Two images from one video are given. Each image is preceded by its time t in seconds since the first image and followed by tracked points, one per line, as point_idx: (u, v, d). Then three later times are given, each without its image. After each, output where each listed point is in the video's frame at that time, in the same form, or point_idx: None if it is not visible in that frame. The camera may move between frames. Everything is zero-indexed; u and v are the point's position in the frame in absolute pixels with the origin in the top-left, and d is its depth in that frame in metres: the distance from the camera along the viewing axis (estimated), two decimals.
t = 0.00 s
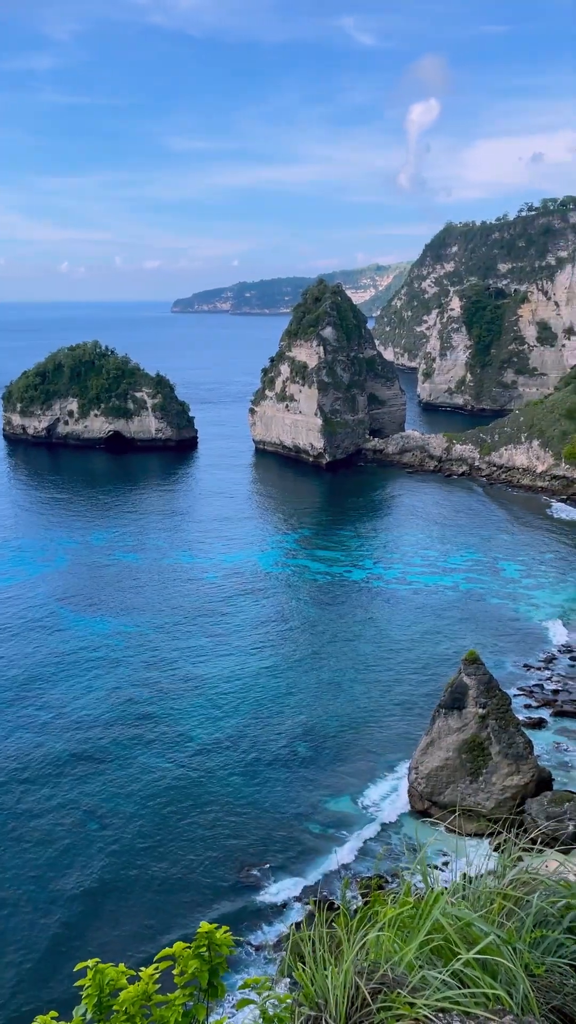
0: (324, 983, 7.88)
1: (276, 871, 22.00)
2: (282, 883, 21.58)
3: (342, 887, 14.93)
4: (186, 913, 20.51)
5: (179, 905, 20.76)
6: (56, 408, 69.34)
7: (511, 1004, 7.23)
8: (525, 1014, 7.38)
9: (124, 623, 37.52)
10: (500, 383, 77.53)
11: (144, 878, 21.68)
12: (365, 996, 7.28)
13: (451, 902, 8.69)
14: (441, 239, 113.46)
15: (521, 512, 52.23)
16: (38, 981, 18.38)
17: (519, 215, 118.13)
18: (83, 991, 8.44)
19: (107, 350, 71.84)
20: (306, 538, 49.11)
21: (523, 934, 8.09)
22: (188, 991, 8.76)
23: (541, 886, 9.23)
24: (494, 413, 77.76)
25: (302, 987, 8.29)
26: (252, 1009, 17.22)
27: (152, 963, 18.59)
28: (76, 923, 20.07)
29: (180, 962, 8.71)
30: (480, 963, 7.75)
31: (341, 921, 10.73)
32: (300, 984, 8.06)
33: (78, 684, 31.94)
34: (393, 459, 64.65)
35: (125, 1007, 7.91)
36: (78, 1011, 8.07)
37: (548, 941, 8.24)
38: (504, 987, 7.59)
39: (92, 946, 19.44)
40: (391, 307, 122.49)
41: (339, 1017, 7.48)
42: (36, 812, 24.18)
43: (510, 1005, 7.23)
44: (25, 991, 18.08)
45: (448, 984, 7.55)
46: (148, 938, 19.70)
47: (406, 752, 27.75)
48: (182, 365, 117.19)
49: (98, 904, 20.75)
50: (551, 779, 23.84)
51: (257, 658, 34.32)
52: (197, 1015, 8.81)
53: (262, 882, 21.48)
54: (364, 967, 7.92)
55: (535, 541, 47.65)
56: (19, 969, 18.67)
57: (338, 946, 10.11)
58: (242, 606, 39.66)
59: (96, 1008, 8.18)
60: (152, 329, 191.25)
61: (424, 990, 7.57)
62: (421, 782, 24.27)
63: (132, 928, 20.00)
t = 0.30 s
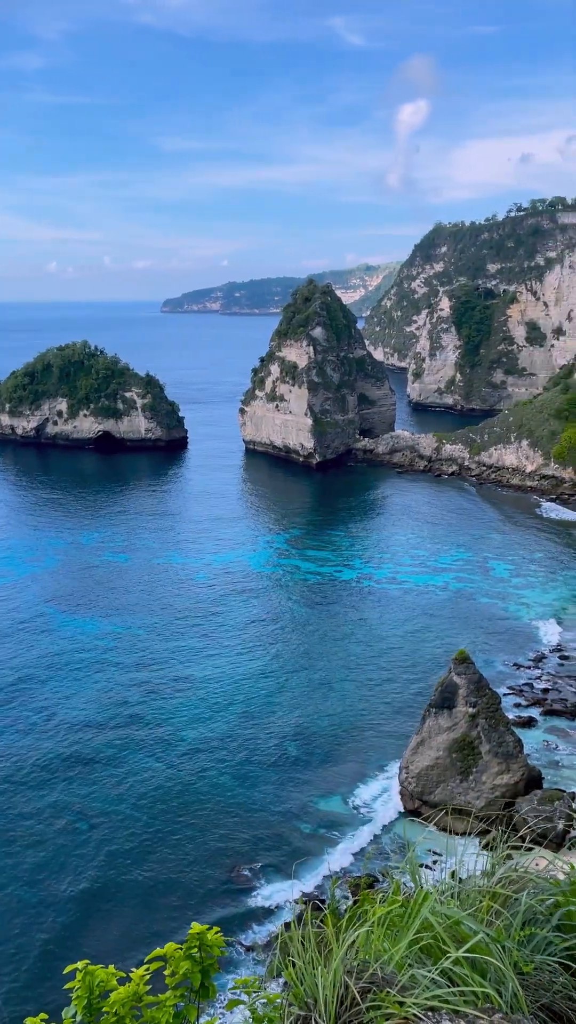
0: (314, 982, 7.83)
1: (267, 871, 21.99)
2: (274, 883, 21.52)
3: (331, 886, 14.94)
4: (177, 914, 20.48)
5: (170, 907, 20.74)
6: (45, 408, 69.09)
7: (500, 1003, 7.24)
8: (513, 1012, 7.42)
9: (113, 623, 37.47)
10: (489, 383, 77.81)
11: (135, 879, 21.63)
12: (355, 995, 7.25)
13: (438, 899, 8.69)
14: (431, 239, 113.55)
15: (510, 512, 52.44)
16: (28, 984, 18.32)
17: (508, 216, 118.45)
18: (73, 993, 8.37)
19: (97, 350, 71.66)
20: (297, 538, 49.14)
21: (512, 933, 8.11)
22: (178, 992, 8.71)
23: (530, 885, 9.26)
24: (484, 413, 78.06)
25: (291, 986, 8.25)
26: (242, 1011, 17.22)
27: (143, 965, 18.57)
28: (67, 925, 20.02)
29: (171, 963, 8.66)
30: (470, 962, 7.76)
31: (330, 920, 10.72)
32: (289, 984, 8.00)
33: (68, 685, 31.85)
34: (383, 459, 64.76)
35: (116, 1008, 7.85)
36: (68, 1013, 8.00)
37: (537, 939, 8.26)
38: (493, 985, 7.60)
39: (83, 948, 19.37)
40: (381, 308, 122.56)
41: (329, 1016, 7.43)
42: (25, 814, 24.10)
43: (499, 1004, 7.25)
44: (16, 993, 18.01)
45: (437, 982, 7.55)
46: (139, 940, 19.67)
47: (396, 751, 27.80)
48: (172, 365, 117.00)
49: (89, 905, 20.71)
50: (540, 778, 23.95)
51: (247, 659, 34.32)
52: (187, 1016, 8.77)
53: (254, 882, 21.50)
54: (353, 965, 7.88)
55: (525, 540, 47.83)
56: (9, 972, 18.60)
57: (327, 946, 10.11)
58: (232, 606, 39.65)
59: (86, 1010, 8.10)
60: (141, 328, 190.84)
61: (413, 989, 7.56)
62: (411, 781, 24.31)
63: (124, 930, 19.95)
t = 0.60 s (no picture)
0: (302, 981, 7.76)
1: (257, 871, 22.01)
2: (265, 884, 21.50)
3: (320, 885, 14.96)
4: (167, 914, 20.48)
5: (161, 906, 20.75)
6: (33, 408, 68.84)
7: (487, 1001, 7.24)
8: (501, 1010, 7.42)
9: (102, 624, 37.42)
10: (478, 382, 78.10)
11: (125, 880, 21.61)
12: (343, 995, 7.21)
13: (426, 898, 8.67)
14: (418, 239, 113.47)
15: (499, 510, 52.65)
16: (19, 985, 18.29)
17: (495, 216, 118.81)
18: (62, 994, 8.32)
19: (84, 349, 71.41)
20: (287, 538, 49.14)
21: (500, 929, 8.10)
22: (167, 992, 8.70)
23: (517, 882, 9.26)
24: (472, 413, 78.35)
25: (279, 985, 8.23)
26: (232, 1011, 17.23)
27: (132, 965, 18.57)
28: (57, 927, 19.99)
29: (160, 962, 8.65)
30: (457, 960, 7.74)
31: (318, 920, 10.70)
32: (278, 983, 7.93)
33: (56, 686, 31.77)
34: (372, 459, 64.87)
35: (105, 1009, 7.82)
36: (57, 1014, 7.94)
37: (525, 935, 8.27)
38: (481, 982, 7.60)
39: (72, 950, 19.33)
40: (369, 307, 122.67)
41: (317, 1015, 7.38)
42: (14, 816, 24.03)
43: (487, 1002, 7.24)
44: (5, 995, 17.96)
45: (425, 979, 7.53)
46: (130, 939, 19.69)
47: (386, 750, 27.85)
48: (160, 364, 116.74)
49: (79, 906, 20.70)
50: (529, 776, 24.05)
51: (237, 659, 34.30)
52: (176, 1015, 8.77)
53: (245, 883, 21.52)
54: (342, 964, 7.83)
55: (514, 539, 48.03)
56: None
57: (315, 944, 10.11)
58: (221, 606, 39.66)
59: (75, 1011, 8.06)
60: (129, 328, 190.22)
61: (401, 987, 7.53)
62: (401, 780, 24.37)
63: (114, 931, 19.93)
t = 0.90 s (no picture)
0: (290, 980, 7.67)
1: (245, 871, 22.01)
2: (253, 883, 21.53)
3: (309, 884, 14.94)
4: (156, 915, 20.44)
5: (149, 907, 20.71)
6: (19, 408, 68.49)
7: (475, 998, 7.21)
8: (489, 1007, 7.38)
9: (90, 624, 37.32)
10: (464, 381, 78.36)
11: (114, 881, 21.58)
12: (331, 992, 7.13)
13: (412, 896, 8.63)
14: (404, 238, 112.77)
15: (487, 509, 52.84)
16: (6, 988, 18.21)
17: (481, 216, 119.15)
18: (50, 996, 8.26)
19: (71, 349, 71.09)
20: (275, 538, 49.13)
21: (488, 927, 8.07)
22: (155, 993, 8.66)
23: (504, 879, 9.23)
24: (459, 412, 78.59)
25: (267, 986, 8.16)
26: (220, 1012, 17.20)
27: (120, 966, 18.53)
28: (45, 929, 19.91)
29: (149, 963, 8.63)
30: (445, 957, 7.70)
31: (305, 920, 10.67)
32: (266, 982, 7.83)
33: (44, 687, 31.61)
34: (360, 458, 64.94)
35: (94, 1010, 7.79)
36: (45, 1016, 7.90)
37: (512, 932, 8.25)
38: (468, 979, 7.56)
39: (60, 952, 19.27)
40: (356, 307, 122.63)
41: (306, 1015, 7.29)
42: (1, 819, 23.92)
43: (475, 999, 7.21)
44: None
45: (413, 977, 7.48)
46: (118, 941, 19.65)
47: (374, 749, 27.89)
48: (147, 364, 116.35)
49: (67, 908, 20.63)
50: (517, 773, 24.14)
51: (225, 659, 34.26)
52: (165, 1016, 8.74)
53: (234, 883, 21.48)
54: (330, 963, 7.74)
55: (501, 537, 48.22)
56: None
57: (303, 944, 10.09)
58: (209, 605, 39.62)
59: (63, 1013, 8.01)
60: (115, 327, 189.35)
61: (389, 985, 7.47)
62: (390, 778, 24.42)
63: (103, 932, 19.90)
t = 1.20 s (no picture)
0: (276, 980, 7.53)
1: (233, 871, 22.00)
2: (241, 882, 21.56)
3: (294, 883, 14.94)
4: (142, 916, 20.42)
5: (138, 908, 20.67)
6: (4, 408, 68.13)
7: (460, 995, 7.08)
8: (475, 1004, 7.26)
9: (77, 624, 37.24)
10: (450, 380, 78.63)
11: (100, 882, 21.56)
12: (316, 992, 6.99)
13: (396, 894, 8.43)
14: (390, 239, 113.26)
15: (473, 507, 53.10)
16: None
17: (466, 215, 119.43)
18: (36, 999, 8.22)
19: (56, 349, 70.80)
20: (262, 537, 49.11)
21: (473, 923, 7.96)
22: (143, 994, 8.65)
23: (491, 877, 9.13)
24: (445, 411, 78.88)
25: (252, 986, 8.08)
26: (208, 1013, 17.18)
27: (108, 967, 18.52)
28: (32, 931, 19.86)
29: (135, 964, 8.63)
30: (430, 955, 7.56)
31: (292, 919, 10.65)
32: (252, 982, 7.70)
33: (30, 689, 31.50)
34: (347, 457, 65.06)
35: (81, 1012, 7.76)
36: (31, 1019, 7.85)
37: (497, 929, 8.07)
38: (454, 976, 7.43)
39: (47, 954, 19.23)
40: (342, 307, 122.69)
41: (291, 1015, 7.13)
42: None
43: (460, 997, 7.08)
44: None
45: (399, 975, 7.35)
46: (106, 942, 19.63)
47: (361, 747, 27.95)
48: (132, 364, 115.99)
49: (55, 910, 20.59)
50: (504, 770, 24.25)
51: (213, 658, 34.24)
52: (152, 1018, 8.74)
53: (221, 883, 21.50)
54: (316, 961, 7.61)
55: (488, 535, 48.45)
56: None
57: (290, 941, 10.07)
58: (197, 605, 39.58)
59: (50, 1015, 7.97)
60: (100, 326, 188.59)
61: (375, 983, 7.34)
62: (377, 777, 24.47)
63: (89, 933, 19.89)
